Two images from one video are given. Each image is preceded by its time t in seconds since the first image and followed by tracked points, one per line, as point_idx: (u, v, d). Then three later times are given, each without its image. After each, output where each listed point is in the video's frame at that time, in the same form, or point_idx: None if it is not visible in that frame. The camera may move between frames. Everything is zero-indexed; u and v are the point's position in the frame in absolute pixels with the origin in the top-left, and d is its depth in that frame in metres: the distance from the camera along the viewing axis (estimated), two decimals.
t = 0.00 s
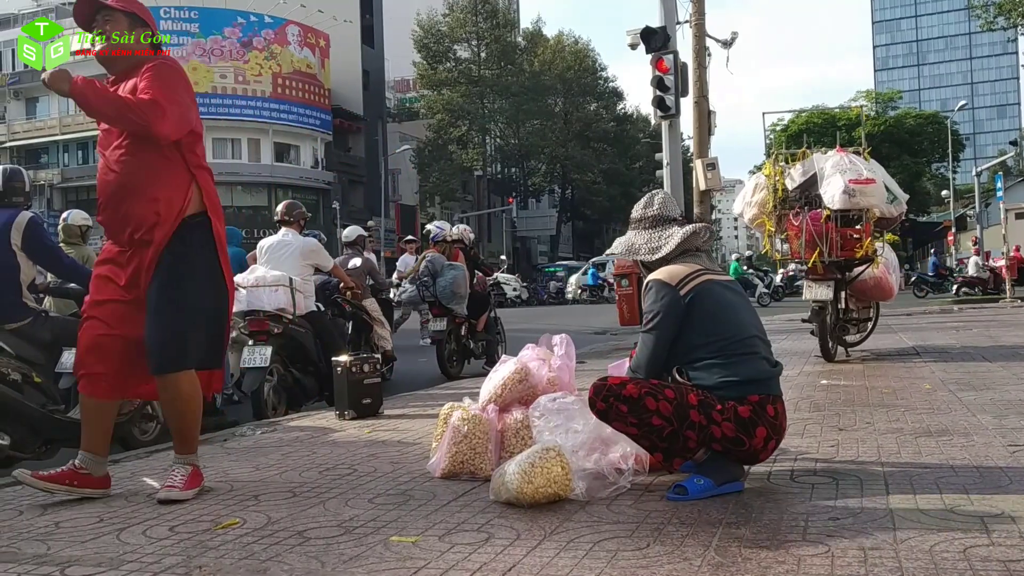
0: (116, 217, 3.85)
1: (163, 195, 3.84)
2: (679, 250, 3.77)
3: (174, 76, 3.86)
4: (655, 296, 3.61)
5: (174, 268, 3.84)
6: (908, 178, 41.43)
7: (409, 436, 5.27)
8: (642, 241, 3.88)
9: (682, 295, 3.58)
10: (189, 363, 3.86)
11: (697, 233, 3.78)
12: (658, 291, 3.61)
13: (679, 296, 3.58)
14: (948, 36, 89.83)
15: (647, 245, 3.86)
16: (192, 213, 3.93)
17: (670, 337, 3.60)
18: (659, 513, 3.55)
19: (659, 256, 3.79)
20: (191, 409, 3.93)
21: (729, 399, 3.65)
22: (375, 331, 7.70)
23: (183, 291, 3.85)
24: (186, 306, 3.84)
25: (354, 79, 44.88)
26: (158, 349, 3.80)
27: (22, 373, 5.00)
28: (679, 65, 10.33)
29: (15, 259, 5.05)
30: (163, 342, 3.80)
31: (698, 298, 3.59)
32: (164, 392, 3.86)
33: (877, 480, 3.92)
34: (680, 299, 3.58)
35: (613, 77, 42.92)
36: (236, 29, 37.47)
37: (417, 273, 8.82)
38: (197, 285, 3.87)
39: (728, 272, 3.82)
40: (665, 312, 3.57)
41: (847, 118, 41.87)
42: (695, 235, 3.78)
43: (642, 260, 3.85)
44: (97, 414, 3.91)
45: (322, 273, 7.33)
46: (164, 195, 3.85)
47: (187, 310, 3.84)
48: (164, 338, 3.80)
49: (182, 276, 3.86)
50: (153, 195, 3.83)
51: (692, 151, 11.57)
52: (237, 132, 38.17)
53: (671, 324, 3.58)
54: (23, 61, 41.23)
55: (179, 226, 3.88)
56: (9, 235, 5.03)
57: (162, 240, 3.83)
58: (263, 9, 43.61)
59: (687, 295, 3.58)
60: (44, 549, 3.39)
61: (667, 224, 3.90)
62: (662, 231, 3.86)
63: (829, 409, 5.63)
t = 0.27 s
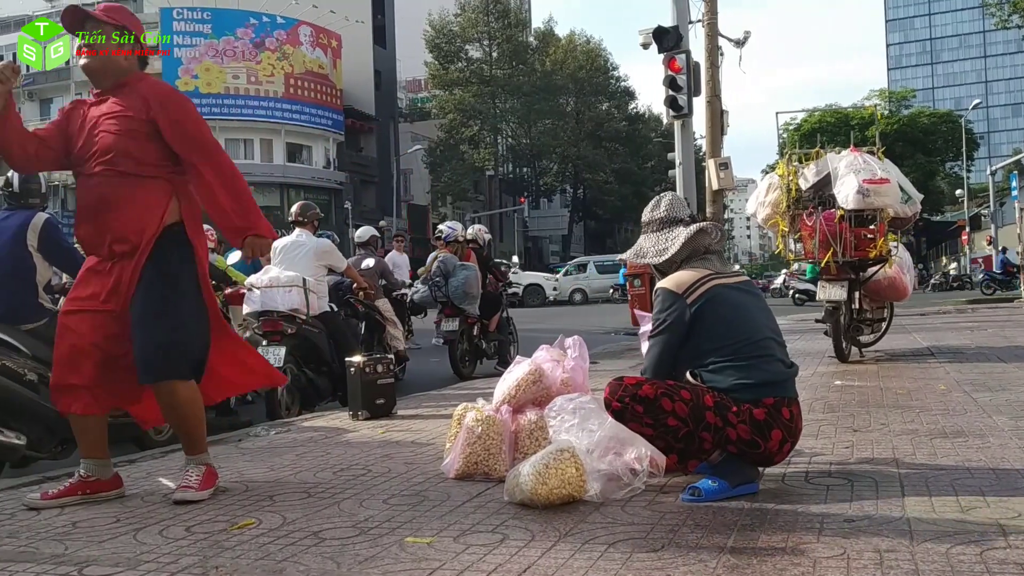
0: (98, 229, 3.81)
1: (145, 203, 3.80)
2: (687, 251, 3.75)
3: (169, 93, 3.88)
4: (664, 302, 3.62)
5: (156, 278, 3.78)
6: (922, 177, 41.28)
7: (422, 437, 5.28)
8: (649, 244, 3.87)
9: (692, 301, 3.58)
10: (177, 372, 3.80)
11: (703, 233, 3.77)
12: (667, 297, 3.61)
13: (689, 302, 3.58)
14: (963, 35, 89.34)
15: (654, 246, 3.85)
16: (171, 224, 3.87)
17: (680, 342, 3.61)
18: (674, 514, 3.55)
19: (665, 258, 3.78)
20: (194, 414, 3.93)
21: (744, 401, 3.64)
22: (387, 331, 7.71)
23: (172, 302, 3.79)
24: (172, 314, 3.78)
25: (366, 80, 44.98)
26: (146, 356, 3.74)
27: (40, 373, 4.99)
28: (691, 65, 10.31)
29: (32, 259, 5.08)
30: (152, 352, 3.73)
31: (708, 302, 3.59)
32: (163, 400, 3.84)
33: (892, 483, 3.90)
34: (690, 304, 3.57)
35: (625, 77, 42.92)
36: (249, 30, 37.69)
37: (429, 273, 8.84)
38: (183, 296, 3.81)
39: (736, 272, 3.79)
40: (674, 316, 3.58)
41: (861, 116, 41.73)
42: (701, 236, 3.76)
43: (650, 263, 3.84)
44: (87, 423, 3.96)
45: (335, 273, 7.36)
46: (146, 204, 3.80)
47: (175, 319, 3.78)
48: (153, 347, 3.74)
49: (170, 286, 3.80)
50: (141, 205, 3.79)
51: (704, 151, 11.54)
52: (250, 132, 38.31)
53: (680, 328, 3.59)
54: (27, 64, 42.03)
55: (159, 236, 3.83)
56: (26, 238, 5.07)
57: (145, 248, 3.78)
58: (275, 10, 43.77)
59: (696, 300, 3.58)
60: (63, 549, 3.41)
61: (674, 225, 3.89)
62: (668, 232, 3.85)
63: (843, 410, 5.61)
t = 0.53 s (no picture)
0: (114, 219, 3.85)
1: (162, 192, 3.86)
2: (703, 253, 3.76)
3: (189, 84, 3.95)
4: (681, 304, 3.63)
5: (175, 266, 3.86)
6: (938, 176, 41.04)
7: (439, 438, 5.30)
8: (665, 245, 3.89)
9: (710, 304, 3.58)
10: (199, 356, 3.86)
11: (719, 235, 3.78)
12: (685, 299, 3.61)
13: (707, 305, 3.58)
14: (979, 32, 88.71)
15: (670, 249, 3.86)
16: (186, 213, 3.93)
17: (697, 344, 3.62)
18: (690, 517, 3.56)
19: (682, 259, 3.78)
20: (217, 398, 4.02)
21: (761, 403, 3.63)
22: (402, 332, 7.75)
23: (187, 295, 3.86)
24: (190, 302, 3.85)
25: (380, 80, 45.11)
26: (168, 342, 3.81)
27: (60, 374, 5.02)
28: (705, 64, 10.28)
29: (51, 262, 5.09)
30: (175, 339, 3.82)
31: (727, 305, 3.59)
32: (187, 388, 3.92)
33: (910, 484, 3.89)
34: (708, 308, 3.57)
35: (638, 76, 42.86)
36: (263, 32, 37.76)
37: (444, 274, 8.86)
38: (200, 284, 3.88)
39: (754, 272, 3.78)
40: (691, 318, 3.58)
41: (876, 115, 41.53)
42: (718, 239, 3.77)
43: (664, 264, 3.86)
44: (118, 421, 3.96)
45: (351, 275, 7.39)
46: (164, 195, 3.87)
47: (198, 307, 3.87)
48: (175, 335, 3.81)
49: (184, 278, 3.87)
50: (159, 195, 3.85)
51: (719, 150, 11.51)
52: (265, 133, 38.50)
53: (697, 329, 3.59)
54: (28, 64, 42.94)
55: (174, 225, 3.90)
56: (45, 240, 5.08)
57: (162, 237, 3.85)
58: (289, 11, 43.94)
59: (715, 303, 3.58)
60: (84, 549, 3.45)
61: (691, 227, 3.89)
62: (683, 234, 3.85)
63: (860, 411, 5.59)
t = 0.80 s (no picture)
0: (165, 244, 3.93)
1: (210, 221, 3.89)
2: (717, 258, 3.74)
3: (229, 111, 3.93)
4: (697, 306, 3.62)
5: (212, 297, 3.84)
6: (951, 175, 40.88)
7: (452, 439, 5.32)
8: (679, 248, 3.88)
9: (728, 307, 3.57)
10: (225, 377, 3.85)
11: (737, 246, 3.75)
12: (702, 302, 3.61)
13: (724, 307, 3.57)
14: (992, 30, 88.18)
15: (684, 253, 3.86)
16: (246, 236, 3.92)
17: (715, 347, 3.61)
18: (705, 518, 3.55)
19: (696, 263, 3.78)
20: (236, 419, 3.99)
21: (776, 405, 3.63)
22: (415, 333, 7.78)
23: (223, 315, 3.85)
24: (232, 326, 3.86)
25: (391, 82, 45.22)
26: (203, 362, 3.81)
27: (75, 376, 5.02)
28: (717, 64, 10.28)
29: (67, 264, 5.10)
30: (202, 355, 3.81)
31: (745, 306, 3.58)
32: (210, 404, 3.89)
33: (924, 487, 3.87)
34: (724, 311, 3.57)
35: (650, 76, 42.83)
36: (276, 34, 37.91)
37: (456, 275, 8.86)
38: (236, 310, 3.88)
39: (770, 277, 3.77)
40: (707, 320, 3.58)
41: (889, 115, 41.39)
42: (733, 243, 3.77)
43: (677, 268, 3.85)
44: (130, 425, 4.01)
45: (363, 276, 7.40)
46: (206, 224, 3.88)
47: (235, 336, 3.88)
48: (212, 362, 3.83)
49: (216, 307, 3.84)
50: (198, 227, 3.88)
51: (731, 150, 11.49)
52: (277, 135, 38.69)
53: (713, 331, 3.58)
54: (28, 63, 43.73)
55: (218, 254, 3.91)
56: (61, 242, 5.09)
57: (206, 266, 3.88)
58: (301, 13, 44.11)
59: (732, 306, 3.57)
60: (101, 551, 3.48)
61: (708, 235, 3.84)
62: (698, 242, 3.83)
63: (874, 413, 5.57)
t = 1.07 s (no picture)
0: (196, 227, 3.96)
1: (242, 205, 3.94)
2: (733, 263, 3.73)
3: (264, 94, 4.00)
4: (710, 312, 3.62)
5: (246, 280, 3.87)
6: (962, 179, 40.72)
7: (463, 445, 5.33)
8: (694, 251, 3.88)
9: (742, 313, 3.56)
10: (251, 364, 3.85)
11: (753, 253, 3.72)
12: (716, 308, 3.60)
13: (739, 314, 3.56)
14: (1003, 33, 87.70)
15: (697, 258, 3.85)
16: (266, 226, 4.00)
17: (729, 352, 3.61)
18: (716, 524, 3.56)
19: (709, 269, 3.77)
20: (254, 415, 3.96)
21: (788, 412, 3.62)
22: (425, 337, 7.81)
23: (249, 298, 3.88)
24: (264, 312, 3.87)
25: (401, 86, 45.36)
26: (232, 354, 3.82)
27: (87, 382, 5.08)
28: (727, 69, 10.28)
29: (80, 270, 5.12)
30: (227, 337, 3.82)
31: (760, 313, 3.57)
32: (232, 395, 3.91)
33: (936, 493, 3.87)
34: (739, 317, 3.56)
35: (659, 80, 42.83)
36: (286, 39, 38.13)
37: (466, 280, 8.89)
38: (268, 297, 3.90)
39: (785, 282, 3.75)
40: (720, 327, 3.58)
41: (900, 118, 41.28)
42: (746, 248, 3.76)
43: (691, 272, 3.85)
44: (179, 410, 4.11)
45: (374, 281, 7.43)
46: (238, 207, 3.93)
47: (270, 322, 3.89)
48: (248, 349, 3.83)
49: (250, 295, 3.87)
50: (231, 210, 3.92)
51: (741, 154, 11.48)
52: (287, 140, 38.93)
53: (726, 338, 3.58)
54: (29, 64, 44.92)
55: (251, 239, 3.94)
56: (75, 250, 5.12)
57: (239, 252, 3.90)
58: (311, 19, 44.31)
59: (747, 312, 3.56)
60: (115, 556, 3.49)
61: (724, 240, 3.82)
62: (714, 247, 3.80)
63: (886, 418, 5.55)
